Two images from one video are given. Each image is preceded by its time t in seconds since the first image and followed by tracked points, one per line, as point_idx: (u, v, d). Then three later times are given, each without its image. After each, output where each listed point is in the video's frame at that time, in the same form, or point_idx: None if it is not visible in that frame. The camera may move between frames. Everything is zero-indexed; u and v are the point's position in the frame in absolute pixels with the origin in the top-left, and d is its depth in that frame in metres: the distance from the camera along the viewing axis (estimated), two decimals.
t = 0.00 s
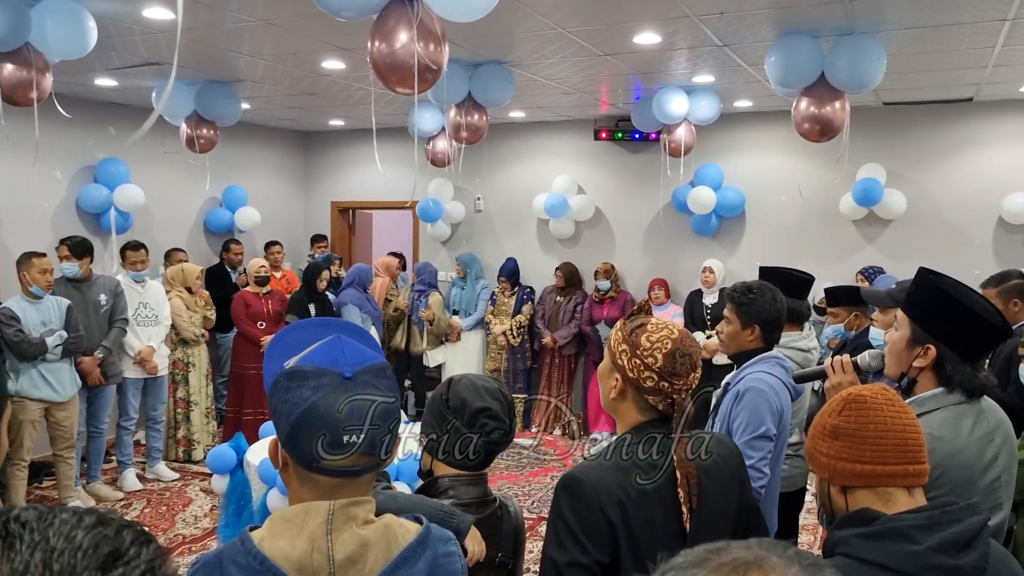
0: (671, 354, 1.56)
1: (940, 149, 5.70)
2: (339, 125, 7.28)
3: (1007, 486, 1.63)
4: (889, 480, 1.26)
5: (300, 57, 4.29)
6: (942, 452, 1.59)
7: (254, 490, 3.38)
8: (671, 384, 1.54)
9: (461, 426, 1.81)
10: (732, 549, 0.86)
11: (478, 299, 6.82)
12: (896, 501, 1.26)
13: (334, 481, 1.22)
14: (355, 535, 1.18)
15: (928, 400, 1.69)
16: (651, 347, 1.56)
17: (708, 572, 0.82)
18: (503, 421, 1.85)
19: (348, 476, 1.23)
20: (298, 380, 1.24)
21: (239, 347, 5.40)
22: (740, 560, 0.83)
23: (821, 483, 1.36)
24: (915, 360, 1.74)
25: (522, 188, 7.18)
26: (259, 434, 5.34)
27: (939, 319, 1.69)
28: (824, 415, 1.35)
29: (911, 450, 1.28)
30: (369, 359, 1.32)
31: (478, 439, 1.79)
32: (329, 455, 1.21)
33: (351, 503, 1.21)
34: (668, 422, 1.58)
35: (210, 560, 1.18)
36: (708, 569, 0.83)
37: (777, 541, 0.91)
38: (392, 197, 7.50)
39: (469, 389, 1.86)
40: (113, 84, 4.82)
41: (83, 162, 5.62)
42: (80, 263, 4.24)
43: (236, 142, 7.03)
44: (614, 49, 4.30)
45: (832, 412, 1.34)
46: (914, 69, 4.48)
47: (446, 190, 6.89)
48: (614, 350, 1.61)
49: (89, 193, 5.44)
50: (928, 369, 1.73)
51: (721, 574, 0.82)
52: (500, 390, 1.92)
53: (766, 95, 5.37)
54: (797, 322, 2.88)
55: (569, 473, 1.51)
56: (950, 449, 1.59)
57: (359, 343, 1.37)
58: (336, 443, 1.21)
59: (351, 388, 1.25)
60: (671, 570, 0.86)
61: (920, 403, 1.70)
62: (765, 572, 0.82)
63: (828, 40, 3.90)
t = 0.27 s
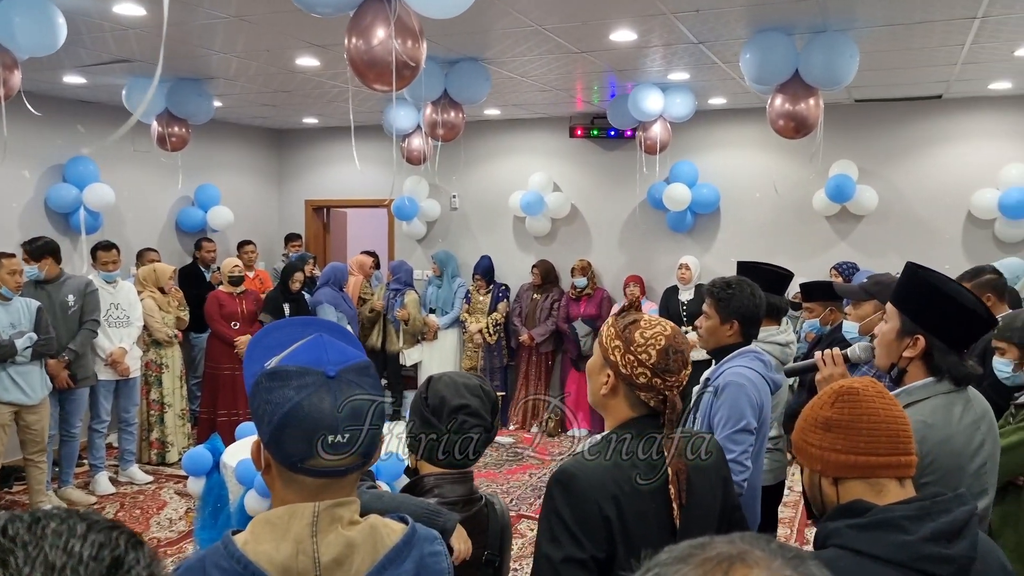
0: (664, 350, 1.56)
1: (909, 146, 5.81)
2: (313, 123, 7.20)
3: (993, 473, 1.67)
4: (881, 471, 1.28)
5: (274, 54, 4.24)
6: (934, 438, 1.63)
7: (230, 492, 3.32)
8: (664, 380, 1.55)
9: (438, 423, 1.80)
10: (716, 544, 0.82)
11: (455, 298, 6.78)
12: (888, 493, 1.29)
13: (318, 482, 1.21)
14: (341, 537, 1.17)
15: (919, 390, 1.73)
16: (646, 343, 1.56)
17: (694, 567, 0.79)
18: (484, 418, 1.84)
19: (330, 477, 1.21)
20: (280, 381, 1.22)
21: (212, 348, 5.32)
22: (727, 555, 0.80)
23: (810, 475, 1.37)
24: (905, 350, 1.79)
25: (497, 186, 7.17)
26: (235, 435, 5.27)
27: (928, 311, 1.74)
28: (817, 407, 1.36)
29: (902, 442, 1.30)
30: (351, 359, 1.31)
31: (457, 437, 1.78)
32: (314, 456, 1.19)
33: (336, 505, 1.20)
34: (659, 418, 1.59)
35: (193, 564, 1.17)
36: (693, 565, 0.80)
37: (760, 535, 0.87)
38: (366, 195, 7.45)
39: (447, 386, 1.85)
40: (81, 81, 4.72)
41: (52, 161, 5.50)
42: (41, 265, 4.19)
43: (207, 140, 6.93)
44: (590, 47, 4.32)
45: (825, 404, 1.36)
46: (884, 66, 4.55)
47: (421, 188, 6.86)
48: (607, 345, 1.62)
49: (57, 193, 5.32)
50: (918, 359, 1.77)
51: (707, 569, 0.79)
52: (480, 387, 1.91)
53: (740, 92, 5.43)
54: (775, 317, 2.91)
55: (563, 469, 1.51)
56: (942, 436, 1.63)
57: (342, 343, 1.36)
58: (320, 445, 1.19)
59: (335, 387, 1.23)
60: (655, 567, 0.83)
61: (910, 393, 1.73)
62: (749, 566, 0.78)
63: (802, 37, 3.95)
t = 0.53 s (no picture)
0: (649, 346, 1.57)
1: (878, 143, 5.92)
2: (284, 121, 7.12)
3: (971, 463, 1.71)
4: (861, 465, 1.30)
5: (245, 50, 4.18)
6: (911, 428, 1.68)
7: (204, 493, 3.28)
8: (649, 376, 1.57)
9: (411, 423, 1.76)
10: (694, 539, 0.81)
11: (429, 296, 6.76)
12: (867, 486, 1.31)
13: (298, 483, 1.18)
14: (322, 537, 1.14)
15: (900, 380, 1.77)
16: (631, 339, 1.57)
17: (673, 563, 0.78)
18: (459, 418, 1.79)
19: (310, 477, 1.19)
20: (258, 381, 1.20)
21: (183, 348, 5.24)
22: (705, 548, 0.78)
23: (790, 469, 1.39)
24: (884, 341, 1.83)
25: (472, 184, 7.16)
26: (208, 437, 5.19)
27: (906, 302, 1.79)
28: (795, 402, 1.38)
29: (880, 435, 1.32)
30: (329, 357, 1.30)
31: (428, 438, 1.73)
32: (295, 455, 1.17)
33: (318, 504, 1.18)
34: (643, 414, 1.60)
35: (172, 567, 1.14)
36: (672, 561, 0.78)
37: (735, 528, 0.85)
38: (339, 193, 7.38)
39: (422, 386, 1.81)
40: (47, 79, 4.62)
41: (16, 160, 5.37)
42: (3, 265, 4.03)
43: (176, 138, 6.82)
44: (565, 44, 4.33)
45: (803, 399, 1.38)
46: (854, 65, 4.63)
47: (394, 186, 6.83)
48: (590, 341, 1.62)
49: (22, 192, 5.20)
50: (896, 349, 1.82)
51: (686, 564, 0.77)
52: (456, 386, 1.87)
53: (713, 91, 5.49)
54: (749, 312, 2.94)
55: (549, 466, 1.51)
56: (920, 426, 1.68)
57: (318, 341, 1.35)
58: (300, 445, 1.17)
59: (314, 386, 1.22)
60: (633, 564, 0.82)
61: (891, 384, 1.78)
62: (727, 559, 0.77)
63: (774, 36, 4.00)
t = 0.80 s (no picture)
0: (625, 342, 1.59)
1: (849, 142, 6.02)
2: (257, 118, 7.05)
3: (944, 456, 1.75)
4: (830, 460, 1.33)
5: (218, 47, 4.14)
6: (884, 420, 1.72)
7: (178, 494, 3.24)
8: (626, 372, 1.58)
9: (379, 422, 1.73)
10: (674, 532, 0.81)
11: (406, 295, 6.77)
12: (837, 480, 1.33)
13: (277, 481, 1.18)
14: (303, 536, 1.14)
15: (875, 373, 1.81)
16: (607, 336, 1.58)
17: (655, 557, 0.78)
18: (428, 417, 1.77)
19: (290, 476, 1.18)
20: (236, 379, 1.19)
21: (155, 348, 5.16)
22: (686, 541, 0.78)
23: (762, 464, 1.42)
24: (860, 334, 1.88)
25: (448, 182, 7.15)
26: (181, 437, 5.13)
27: (880, 296, 1.83)
28: (767, 398, 1.40)
29: (849, 430, 1.35)
30: (309, 355, 1.29)
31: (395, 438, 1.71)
32: (274, 454, 1.17)
33: (297, 503, 1.17)
34: (619, 410, 1.61)
35: (149, 567, 1.13)
36: (655, 554, 0.78)
37: (714, 520, 0.86)
38: (313, 190, 7.32)
39: (391, 384, 1.78)
40: (14, 75, 4.53)
41: None
42: None
43: (146, 136, 6.72)
44: (541, 42, 4.34)
45: (774, 395, 1.40)
46: (827, 64, 4.71)
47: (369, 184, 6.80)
48: (566, 340, 1.61)
49: None
50: (871, 341, 1.86)
51: (667, 558, 0.77)
52: (428, 385, 1.83)
53: (687, 89, 5.54)
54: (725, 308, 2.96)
55: (526, 463, 1.51)
56: (891, 417, 1.72)
57: (297, 340, 1.35)
58: (279, 443, 1.17)
59: (293, 384, 1.21)
60: (614, 558, 0.82)
61: (865, 377, 1.82)
62: (709, 551, 0.77)
63: (748, 35, 4.05)
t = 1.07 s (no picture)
0: (598, 340, 1.61)
1: (822, 140, 6.11)
2: (231, 115, 6.97)
3: (916, 451, 1.78)
4: (800, 455, 1.36)
5: (191, 43, 4.09)
6: (853, 414, 1.77)
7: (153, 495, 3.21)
8: (600, 369, 1.61)
9: (348, 421, 1.74)
10: (657, 525, 0.79)
11: (382, 293, 6.75)
12: (808, 475, 1.36)
13: (260, 479, 1.18)
14: (283, 534, 1.14)
15: (850, 367, 1.86)
16: (580, 334, 1.60)
17: (640, 550, 0.76)
18: (399, 416, 1.78)
19: (270, 473, 1.19)
20: (216, 376, 1.19)
21: (128, 347, 5.10)
22: (669, 534, 0.77)
23: (733, 461, 1.45)
24: (835, 329, 1.92)
25: (424, 180, 7.13)
26: (155, 437, 5.07)
27: (854, 293, 1.87)
28: (739, 395, 1.43)
29: (819, 426, 1.38)
30: (290, 352, 1.29)
31: (365, 435, 1.71)
32: (254, 451, 1.17)
33: (277, 501, 1.16)
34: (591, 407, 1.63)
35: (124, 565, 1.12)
36: (638, 547, 0.76)
37: (695, 513, 0.86)
38: (290, 188, 7.27)
39: (361, 383, 1.81)
40: None
41: None
42: None
43: (117, 133, 6.63)
44: (517, 40, 4.34)
45: (746, 392, 1.42)
46: (801, 63, 4.77)
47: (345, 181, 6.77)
48: (540, 338, 1.63)
49: None
50: (845, 336, 1.90)
51: (652, 551, 0.75)
52: (398, 383, 1.85)
53: (663, 87, 5.59)
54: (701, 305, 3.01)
55: (499, 460, 1.51)
56: (859, 410, 1.77)
57: (279, 336, 1.34)
58: (260, 440, 1.17)
59: (275, 381, 1.21)
60: (597, 552, 0.79)
61: (840, 371, 1.87)
62: (692, 543, 0.76)
63: (723, 34, 4.10)
